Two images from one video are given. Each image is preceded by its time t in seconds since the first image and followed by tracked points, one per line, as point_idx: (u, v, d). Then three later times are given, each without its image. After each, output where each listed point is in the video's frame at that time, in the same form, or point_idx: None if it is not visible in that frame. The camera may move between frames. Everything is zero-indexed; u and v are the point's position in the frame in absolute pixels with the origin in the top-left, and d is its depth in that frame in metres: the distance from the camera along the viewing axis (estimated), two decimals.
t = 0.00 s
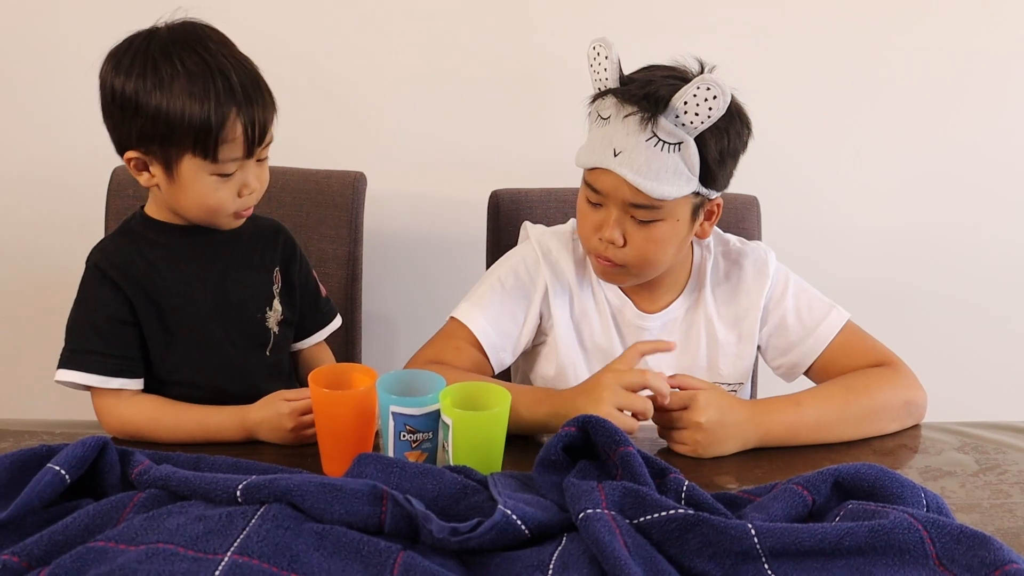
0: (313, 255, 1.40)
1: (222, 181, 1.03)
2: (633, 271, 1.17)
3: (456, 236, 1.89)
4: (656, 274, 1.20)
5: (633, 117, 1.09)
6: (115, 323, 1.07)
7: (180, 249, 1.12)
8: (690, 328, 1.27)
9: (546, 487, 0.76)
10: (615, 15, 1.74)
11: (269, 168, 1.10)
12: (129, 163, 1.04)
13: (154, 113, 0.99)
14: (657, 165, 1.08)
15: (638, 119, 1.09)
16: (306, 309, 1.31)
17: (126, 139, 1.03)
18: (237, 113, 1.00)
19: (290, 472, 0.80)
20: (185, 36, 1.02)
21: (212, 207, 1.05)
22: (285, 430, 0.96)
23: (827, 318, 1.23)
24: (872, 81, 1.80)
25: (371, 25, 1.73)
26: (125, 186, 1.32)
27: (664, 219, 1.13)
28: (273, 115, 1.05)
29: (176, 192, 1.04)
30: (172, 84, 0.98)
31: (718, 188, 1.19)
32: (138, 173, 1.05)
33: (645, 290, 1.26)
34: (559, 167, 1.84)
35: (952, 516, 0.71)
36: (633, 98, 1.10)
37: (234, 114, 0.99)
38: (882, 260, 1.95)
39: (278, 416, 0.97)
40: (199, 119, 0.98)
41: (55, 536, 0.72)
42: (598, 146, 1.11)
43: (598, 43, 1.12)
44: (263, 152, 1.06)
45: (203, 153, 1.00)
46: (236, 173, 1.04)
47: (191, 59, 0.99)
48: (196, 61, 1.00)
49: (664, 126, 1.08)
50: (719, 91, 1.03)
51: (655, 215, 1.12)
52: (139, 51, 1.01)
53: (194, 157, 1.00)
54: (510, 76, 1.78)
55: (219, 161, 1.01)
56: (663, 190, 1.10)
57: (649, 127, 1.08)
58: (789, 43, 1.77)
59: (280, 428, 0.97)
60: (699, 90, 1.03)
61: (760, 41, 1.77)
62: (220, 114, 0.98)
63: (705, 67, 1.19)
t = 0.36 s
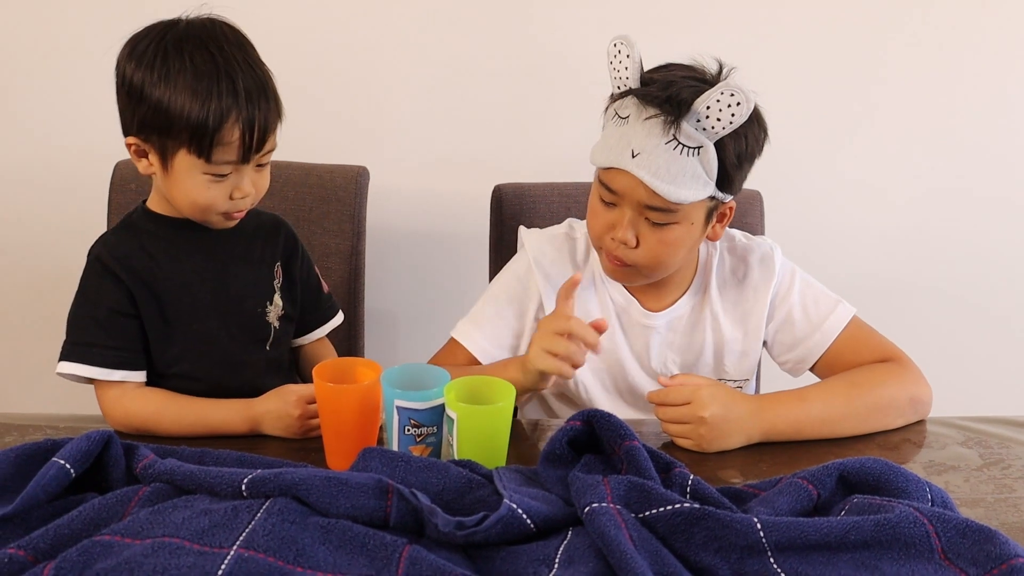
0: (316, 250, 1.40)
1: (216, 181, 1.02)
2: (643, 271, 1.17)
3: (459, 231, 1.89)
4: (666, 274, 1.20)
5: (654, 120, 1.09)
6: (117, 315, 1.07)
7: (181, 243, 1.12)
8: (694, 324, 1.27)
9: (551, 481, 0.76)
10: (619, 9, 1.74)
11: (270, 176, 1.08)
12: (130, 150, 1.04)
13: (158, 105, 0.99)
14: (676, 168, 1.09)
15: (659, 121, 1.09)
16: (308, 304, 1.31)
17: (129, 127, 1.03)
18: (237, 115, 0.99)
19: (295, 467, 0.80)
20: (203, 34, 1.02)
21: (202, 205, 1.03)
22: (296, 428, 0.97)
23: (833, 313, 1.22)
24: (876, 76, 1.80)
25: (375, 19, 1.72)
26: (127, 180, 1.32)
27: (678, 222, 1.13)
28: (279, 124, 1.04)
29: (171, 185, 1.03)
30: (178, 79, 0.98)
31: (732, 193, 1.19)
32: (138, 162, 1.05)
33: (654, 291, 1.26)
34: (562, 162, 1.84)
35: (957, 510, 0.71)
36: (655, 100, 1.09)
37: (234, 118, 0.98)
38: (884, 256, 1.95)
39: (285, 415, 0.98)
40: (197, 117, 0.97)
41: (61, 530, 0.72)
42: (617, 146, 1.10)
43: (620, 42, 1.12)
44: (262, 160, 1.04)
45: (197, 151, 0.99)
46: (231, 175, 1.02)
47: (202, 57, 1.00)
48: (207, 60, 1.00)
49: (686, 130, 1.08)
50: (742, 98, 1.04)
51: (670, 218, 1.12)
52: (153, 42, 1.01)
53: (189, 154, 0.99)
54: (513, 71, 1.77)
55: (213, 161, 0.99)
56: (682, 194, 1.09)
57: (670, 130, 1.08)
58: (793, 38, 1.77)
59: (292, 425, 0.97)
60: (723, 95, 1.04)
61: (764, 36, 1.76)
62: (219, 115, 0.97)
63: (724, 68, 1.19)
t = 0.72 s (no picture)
0: (318, 247, 1.40)
1: (220, 174, 1.01)
2: (642, 262, 1.17)
3: (461, 228, 1.89)
4: (666, 267, 1.20)
5: (650, 109, 1.09)
6: (119, 312, 1.07)
7: (183, 239, 1.13)
8: (696, 321, 1.27)
9: (553, 476, 0.76)
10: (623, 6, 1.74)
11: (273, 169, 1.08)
12: (132, 147, 1.04)
13: (159, 99, 0.99)
14: (671, 158, 1.08)
15: (655, 111, 1.09)
16: (309, 302, 1.31)
17: (130, 124, 1.03)
18: (239, 106, 0.99)
19: (297, 463, 0.80)
20: (201, 29, 1.03)
21: (207, 199, 1.03)
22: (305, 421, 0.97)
23: (835, 311, 1.22)
24: (879, 74, 1.80)
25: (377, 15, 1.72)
26: (130, 177, 1.32)
27: (674, 213, 1.13)
28: (280, 116, 1.04)
29: (174, 181, 1.03)
30: (178, 73, 0.98)
31: (731, 185, 1.19)
32: (140, 159, 1.05)
33: (654, 285, 1.26)
34: (565, 160, 1.85)
35: (959, 507, 0.71)
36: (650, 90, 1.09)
37: (235, 109, 0.98)
38: (886, 254, 1.95)
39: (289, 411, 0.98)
40: (198, 109, 0.97)
41: (64, 525, 0.72)
42: (612, 137, 1.11)
43: (617, 34, 1.12)
44: (265, 151, 1.04)
45: (200, 144, 0.98)
46: (235, 167, 1.02)
47: (201, 50, 1.00)
48: (206, 53, 1.00)
49: (680, 119, 1.08)
50: (737, 86, 1.04)
51: (666, 209, 1.12)
52: (152, 37, 1.01)
53: (191, 147, 0.99)
54: (516, 68, 1.77)
55: (217, 153, 0.99)
56: (677, 184, 1.09)
57: (665, 120, 1.08)
58: (797, 35, 1.76)
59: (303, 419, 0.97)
60: (717, 84, 1.04)
61: (767, 33, 1.76)
62: (219, 106, 0.97)
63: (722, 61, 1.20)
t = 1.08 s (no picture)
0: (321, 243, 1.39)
1: (277, 163, 1.05)
2: (646, 253, 1.17)
3: (463, 225, 1.89)
4: (667, 258, 1.20)
5: (647, 97, 1.09)
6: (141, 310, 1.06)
7: (205, 237, 1.13)
8: (702, 317, 1.27)
9: (557, 473, 0.76)
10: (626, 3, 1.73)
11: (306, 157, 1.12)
12: (175, 144, 1.03)
13: (217, 93, 0.99)
14: (668, 145, 1.09)
15: (650, 99, 1.09)
16: (309, 300, 1.31)
17: (175, 121, 1.01)
18: (298, 95, 1.02)
19: (300, 459, 0.80)
20: (238, 20, 1.03)
21: (262, 188, 1.06)
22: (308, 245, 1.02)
23: (840, 306, 1.22)
24: (882, 72, 1.80)
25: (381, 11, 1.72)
26: (133, 172, 1.32)
27: (673, 201, 1.13)
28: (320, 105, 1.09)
29: (227, 175, 1.04)
30: (234, 66, 0.99)
31: (732, 175, 1.18)
32: (182, 156, 1.04)
33: (659, 278, 1.27)
34: (567, 157, 1.85)
35: (964, 505, 0.71)
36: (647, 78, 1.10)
37: (297, 98, 1.02)
38: (888, 252, 1.95)
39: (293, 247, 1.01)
40: (266, 99, 1.00)
41: (67, 521, 0.72)
42: (611, 126, 1.11)
43: (616, 24, 1.12)
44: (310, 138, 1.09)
45: (264, 134, 1.01)
46: (288, 155, 1.06)
47: (253, 41, 1.01)
48: (259, 44, 1.01)
49: (675, 106, 1.08)
50: (731, 73, 1.04)
51: (664, 197, 1.12)
52: (192, 30, 1.01)
53: (254, 137, 1.01)
54: (518, 65, 1.77)
55: (279, 142, 1.03)
56: (674, 171, 1.09)
57: (662, 107, 1.09)
58: (800, 32, 1.76)
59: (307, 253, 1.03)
60: (712, 71, 1.04)
61: (771, 30, 1.76)
62: (285, 95, 1.01)
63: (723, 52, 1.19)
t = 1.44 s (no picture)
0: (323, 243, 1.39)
1: (335, 210, 1.08)
2: (647, 254, 1.17)
3: (463, 225, 1.89)
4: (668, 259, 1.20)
5: (641, 96, 1.09)
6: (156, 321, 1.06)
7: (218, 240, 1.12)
8: (706, 317, 1.27)
9: (559, 474, 0.76)
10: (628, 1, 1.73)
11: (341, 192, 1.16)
12: (238, 191, 1.01)
13: (296, 146, 0.99)
14: (663, 144, 1.09)
15: (645, 98, 1.09)
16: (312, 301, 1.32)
17: (242, 169, 1.00)
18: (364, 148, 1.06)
19: (303, 460, 0.80)
20: (302, 66, 1.03)
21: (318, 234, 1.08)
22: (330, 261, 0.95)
23: (844, 307, 1.22)
24: (884, 72, 1.79)
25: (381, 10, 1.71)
26: (134, 171, 1.32)
27: (671, 199, 1.13)
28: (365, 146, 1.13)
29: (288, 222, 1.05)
30: (315, 119, 0.99)
31: (731, 171, 1.18)
32: (242, 202, 1.02)
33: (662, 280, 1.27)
34: (568, 157, 1.84)
35: (966, 507, 0.71)
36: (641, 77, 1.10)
37: (364, 148, 1.06)
38: (887, 250, 1.94)
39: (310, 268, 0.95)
40: (341, 152, 1.02)
41: (68, 522, 0.72)
42: (607, 126, 1.12)
43: (612, 25, 1.12)
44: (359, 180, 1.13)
45: (334, 184, 1.04)
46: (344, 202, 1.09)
47: (324, 92, 1.02)
48: (328, 94, 1.02)
49: (669, 105, 1.08)
50: (723, 70, 1.04)
51: (662, 195, 1.12)
52: (264, 77, 1.00)
53: (323, 189, 1.03)
54: (518, 65, 1.77)
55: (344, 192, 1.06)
56: (669, 169, 1.10)
57: (656, 106, 1.09)
58: (801, 32, 1.76)
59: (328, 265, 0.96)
60: (704, 69, 1.04)
61: (772, 30, 1.76)
62: (358, 148, 1.04)
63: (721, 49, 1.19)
